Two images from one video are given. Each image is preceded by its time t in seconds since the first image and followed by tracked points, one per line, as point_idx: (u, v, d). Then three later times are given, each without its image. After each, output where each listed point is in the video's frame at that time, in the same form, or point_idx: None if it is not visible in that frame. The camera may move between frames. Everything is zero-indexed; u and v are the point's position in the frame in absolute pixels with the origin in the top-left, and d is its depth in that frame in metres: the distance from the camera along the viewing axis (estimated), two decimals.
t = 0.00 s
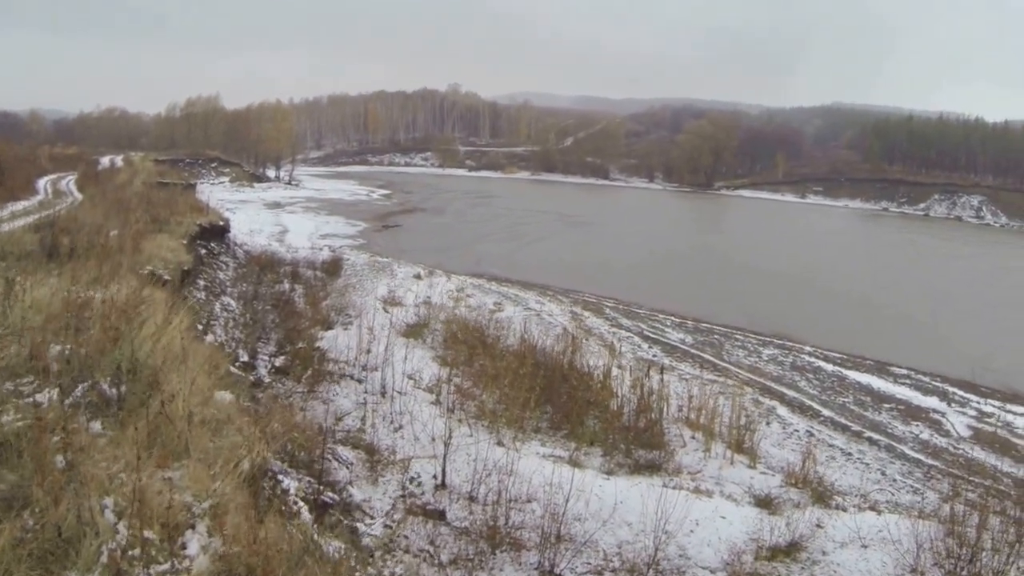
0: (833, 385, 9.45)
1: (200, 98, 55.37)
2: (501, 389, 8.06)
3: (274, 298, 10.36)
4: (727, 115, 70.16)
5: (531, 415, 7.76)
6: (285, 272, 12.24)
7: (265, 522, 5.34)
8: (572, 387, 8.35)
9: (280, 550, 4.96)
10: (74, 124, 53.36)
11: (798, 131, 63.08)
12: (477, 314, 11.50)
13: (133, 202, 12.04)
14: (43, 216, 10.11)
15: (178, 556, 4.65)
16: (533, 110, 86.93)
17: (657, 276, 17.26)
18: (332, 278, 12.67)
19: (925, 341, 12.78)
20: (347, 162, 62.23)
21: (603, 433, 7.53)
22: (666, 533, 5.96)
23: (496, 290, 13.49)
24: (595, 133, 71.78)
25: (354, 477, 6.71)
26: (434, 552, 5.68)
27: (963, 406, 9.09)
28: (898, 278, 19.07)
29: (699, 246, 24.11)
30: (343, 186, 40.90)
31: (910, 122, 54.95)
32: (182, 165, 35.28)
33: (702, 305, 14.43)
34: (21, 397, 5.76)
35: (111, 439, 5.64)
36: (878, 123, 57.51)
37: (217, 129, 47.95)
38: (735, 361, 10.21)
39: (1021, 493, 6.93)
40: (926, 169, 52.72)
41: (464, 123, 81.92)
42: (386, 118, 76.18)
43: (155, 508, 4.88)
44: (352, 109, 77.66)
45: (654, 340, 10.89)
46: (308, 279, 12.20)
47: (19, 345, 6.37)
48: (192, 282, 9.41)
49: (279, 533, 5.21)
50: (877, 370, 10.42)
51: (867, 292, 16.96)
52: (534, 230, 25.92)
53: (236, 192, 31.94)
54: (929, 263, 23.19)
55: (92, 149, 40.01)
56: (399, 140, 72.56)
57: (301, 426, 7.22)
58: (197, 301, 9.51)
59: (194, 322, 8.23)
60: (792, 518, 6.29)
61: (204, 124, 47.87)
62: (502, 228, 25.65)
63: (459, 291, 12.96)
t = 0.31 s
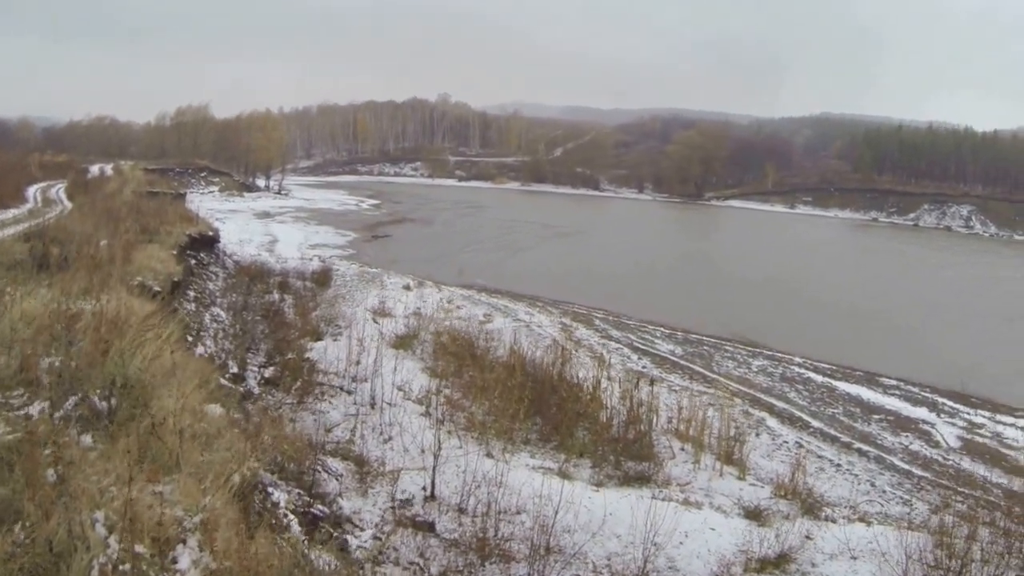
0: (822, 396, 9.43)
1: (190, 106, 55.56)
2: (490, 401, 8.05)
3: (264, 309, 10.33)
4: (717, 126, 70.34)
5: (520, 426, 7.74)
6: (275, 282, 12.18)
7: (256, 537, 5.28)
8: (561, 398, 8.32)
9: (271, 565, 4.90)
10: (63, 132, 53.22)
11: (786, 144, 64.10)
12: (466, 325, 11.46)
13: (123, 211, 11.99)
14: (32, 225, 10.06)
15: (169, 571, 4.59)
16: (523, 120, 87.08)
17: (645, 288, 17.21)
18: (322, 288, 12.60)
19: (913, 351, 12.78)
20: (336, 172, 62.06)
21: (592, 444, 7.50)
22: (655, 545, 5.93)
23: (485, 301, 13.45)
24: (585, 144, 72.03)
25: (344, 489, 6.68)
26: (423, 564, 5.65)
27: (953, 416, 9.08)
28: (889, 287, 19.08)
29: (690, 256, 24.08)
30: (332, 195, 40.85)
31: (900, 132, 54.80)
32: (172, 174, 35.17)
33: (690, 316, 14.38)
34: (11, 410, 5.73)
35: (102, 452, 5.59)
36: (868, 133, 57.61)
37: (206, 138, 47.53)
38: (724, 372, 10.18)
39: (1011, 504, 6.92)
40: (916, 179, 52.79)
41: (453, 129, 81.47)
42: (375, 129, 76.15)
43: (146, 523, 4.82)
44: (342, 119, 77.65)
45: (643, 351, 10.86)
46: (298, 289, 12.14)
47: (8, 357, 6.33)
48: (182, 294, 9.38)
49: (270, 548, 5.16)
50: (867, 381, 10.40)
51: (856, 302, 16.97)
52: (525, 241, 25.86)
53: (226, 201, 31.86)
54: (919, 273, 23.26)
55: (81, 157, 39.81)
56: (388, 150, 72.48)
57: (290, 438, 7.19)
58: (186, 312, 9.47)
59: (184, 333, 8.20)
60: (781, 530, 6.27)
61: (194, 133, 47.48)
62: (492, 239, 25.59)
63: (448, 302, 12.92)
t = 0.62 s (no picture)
0: (810, 408, 9.44)
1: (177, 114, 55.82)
2: (477, 413, 8.04)
3: (252, 319, 10.29)
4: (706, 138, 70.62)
5: (508, 438, 7.73)
6: (263, 292, 12.14)
7: (244, 551, 5.25)
8: (549, 409, 8.31)
9: None
10: (52, 140, 53.15)
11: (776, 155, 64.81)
12: (454, 337, 11.44)
13: (111, 221, 11.94)
14: (19, 233, 10.01)
15: None
16: (513, 130, 87.36)
17: (634, 299, 17.19)
18: (310, 299, 12.57)
19: (901, 361, 12.81)
20: (325, 182, 61.95)
21: (580, 456, 7.49)
22: (643, 557, 5.92)
23: (473, 312, 13.44)
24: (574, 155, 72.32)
25: (332, 500, 6.65)
26: None
27: (941, 426, 9.09)
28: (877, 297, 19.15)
29: (680, 268, 24.08)
30: (320, 206, 40.79)
31: (889, 145, 55.03)
32: (160, 183, 35.08)
33: (678, 327, 14.36)
34: None
35: (89, 466, 5.54)
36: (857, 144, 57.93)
37: (195, 146, 48.59)
38: (712, 384, 10.18)
39: (998, 514, 6.94)
40: (904, 191, 52.89)
41: (443, 140, 81.34)
42: (364, 138, 76.22)
43: (134, 538, 4.78)
44: (330, 128, 77.71)
45: (630, 363, 10.86)
46: (286, 299, 12.11)
47: None
48: (170, 304, 9.33)
49: (259, 563, 5.12)
50: (855, 392, 10.41)
51: (844, 313, 17.02)
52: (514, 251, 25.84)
53: (214, 211, 31.81)
54: (906, 284, 23.39)
55: (69, 165, 39.62)
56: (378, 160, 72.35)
57: (277, 450, 7.16)
58: (174, 323, 9.42)
59: (172, 343, 8.16)
60: (768, 541, 6.26)
61: (183, 141, 48.61)
62: (481, 249, 25.55)
63: (438, 313, 12.90)
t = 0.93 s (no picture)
0: (794, 419, 9.44)
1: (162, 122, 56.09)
2: (462, 424, 8.02)
3: (236, 329, 10.23)
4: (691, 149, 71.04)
5: (492, 449, 7.70)
6: (247, 302, 12.09)
7: (230, 566, 5.17)
8: (533, 420, 8.28)
9: None
10: (37, 148, 53.03)
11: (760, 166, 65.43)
12: (439, 348, 11.42)
13: (96, 230, 11.90)
14: (3, 242, 9.94)
15: None
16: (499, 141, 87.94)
17: (622, 310, 17.19)
18: (294, 309, 12.53)
19: (886, 372, 12.90)
20: (310, 192, 61.88)
21: (564, 467, 7.47)
22: (627, 569, 5.87)
23: (458, 323, 13.42)
24: (559, 167, 72.99)
25: (316, 512, 6.58)
26: None
27: (924, 437, 9.12)
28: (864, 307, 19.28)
29: (668, 278, 24.14)
30: (306, 215, 40.83)
31: (873, 155, 55.79)
32: (146, 192, 34.98)
33: (666, 338, 14.37)
34: None
35: (73, 480, 5.46)
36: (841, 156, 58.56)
37: (181, 156, 48.57)
38: (696, 395, 10.17)
39: (982, 524, 6.97)
40: (889, 203, 54.01)
41: (429, 151, 81.56)
42: (349, 148, 76.49)
43: (120, 553, 4.70)
44: (316, 138, 77.97)
45: (615, 374, 10.84)
46: (271, 309, 12.07)
47: None
48: (154, 314, 9.25)
49: None
50: (840, 403, 10.43)
51: (830, 325, 17.13)
52: (502, 262, 25.83)
53: (200, 220, 31.76)
54: (891, 295, 23.59)
55: (53, 174, 39.43)
56: (364, 169, 72.49)
57: (261, 462, 7.10)
58: (158, 333, 9.34)
59: (156, 354, 8.09)
60: (753, 552, 6.24)
61: (169, 151, 48.56)
62: (468, 260, 25.54)
63: (422, 324, 12.90)
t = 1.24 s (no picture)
0: (775, 429, 9.46)
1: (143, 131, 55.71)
2: (443, 435, 7.99)
3: (217, 339, 10.18)
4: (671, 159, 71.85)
5: (473, 460, 7.67)
6: (228, 312, 12.04)
7: None
8: (514, 431, 8.27)
9: None
10: (16, 156, 52.76)
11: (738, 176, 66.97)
12: (419, 358, 11.40)
13: (75, 239, 11.82)
14: None
15: None
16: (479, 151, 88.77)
17: (607, 320, 17.23)
18: (275, 319, 12.49)
19: (870, 381, 13.05)
20: (290, 202, 62.00)
21: (544, 479, 7.44)
22: None
23: (439, 333, 13.40)
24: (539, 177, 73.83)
25: (297, 523, 6.51)
26: None
27: (905, 446, 9.16)
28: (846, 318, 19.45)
29: (653, 289, 24.20)
30: (286, 225, 40.81)
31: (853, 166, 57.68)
32: (126, 200, 34.86)
33: (651, 348, 14.40)
34: None
35: (54, 494, 5.38)
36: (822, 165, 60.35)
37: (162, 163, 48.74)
38: (676, 406, 10.18)
39: (962, 533, 6.98)
40: (871, 213, 55.74)
41: (410, 158, 82.64)
42: (331, 157, 77.08)
43: (101, 567, 4.62)
44: (298, 147, 78.32)
45: (596, 385, 10.83)
46: (251, 319, 12.03)
47: None
48: (134, 325, 9.19)
49: None
50: (820, 414, 10.46)
51: (814, 335, 17.29)
52: (488, 272, 25.82)
53: (181, 229, 31.63)
54: (873, 305, 23.91)
55: (31, 180, 39.02)
56: (345, 178, 73.17)
57: (241, 474, 7.03)
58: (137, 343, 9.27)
59: (136, 365, 8.03)
60: (734, 562, 6.20)
61: (150, 158, 48.70)
62: (453, 270, 25.51)
63: (402, 334, 12.85)
